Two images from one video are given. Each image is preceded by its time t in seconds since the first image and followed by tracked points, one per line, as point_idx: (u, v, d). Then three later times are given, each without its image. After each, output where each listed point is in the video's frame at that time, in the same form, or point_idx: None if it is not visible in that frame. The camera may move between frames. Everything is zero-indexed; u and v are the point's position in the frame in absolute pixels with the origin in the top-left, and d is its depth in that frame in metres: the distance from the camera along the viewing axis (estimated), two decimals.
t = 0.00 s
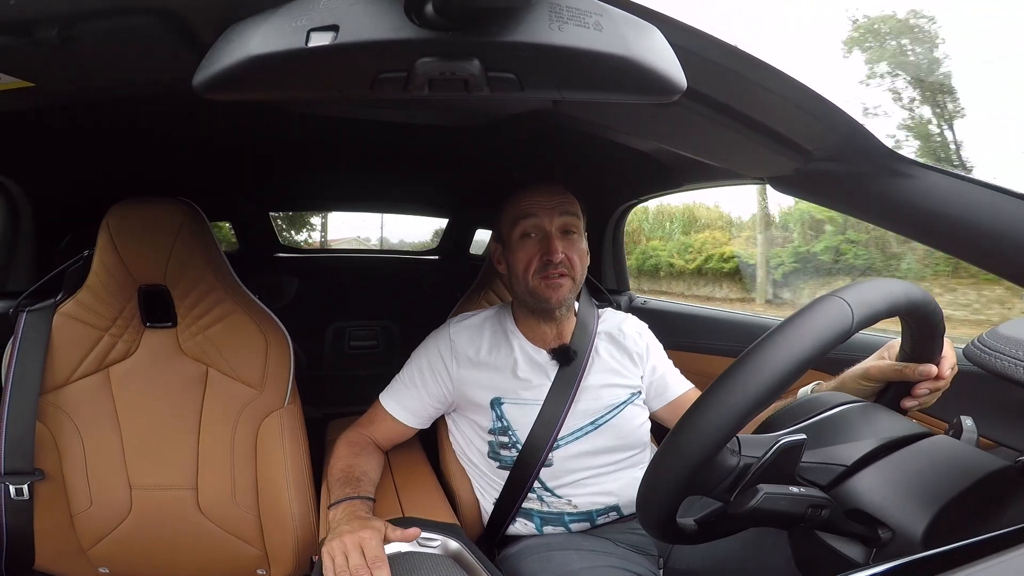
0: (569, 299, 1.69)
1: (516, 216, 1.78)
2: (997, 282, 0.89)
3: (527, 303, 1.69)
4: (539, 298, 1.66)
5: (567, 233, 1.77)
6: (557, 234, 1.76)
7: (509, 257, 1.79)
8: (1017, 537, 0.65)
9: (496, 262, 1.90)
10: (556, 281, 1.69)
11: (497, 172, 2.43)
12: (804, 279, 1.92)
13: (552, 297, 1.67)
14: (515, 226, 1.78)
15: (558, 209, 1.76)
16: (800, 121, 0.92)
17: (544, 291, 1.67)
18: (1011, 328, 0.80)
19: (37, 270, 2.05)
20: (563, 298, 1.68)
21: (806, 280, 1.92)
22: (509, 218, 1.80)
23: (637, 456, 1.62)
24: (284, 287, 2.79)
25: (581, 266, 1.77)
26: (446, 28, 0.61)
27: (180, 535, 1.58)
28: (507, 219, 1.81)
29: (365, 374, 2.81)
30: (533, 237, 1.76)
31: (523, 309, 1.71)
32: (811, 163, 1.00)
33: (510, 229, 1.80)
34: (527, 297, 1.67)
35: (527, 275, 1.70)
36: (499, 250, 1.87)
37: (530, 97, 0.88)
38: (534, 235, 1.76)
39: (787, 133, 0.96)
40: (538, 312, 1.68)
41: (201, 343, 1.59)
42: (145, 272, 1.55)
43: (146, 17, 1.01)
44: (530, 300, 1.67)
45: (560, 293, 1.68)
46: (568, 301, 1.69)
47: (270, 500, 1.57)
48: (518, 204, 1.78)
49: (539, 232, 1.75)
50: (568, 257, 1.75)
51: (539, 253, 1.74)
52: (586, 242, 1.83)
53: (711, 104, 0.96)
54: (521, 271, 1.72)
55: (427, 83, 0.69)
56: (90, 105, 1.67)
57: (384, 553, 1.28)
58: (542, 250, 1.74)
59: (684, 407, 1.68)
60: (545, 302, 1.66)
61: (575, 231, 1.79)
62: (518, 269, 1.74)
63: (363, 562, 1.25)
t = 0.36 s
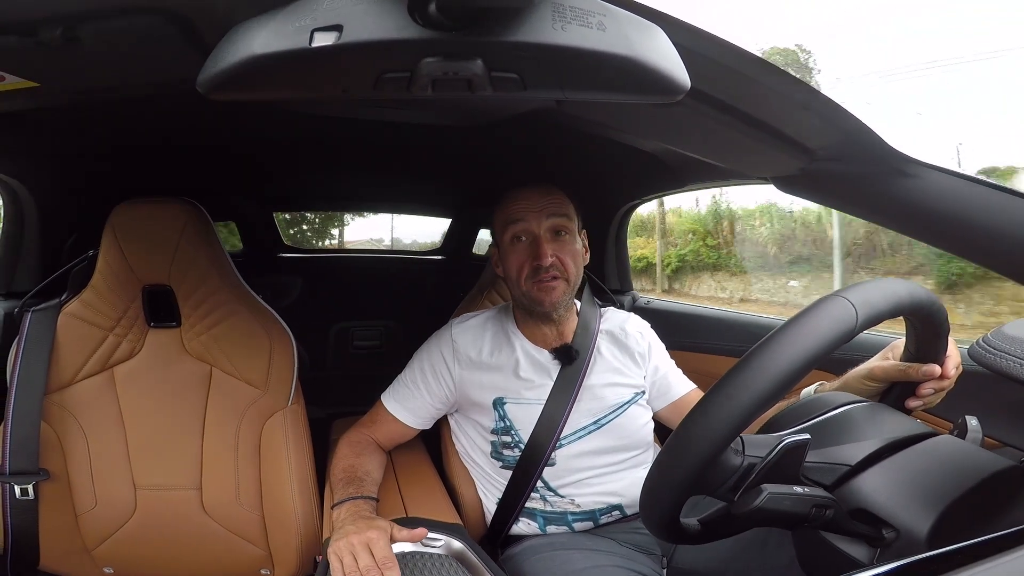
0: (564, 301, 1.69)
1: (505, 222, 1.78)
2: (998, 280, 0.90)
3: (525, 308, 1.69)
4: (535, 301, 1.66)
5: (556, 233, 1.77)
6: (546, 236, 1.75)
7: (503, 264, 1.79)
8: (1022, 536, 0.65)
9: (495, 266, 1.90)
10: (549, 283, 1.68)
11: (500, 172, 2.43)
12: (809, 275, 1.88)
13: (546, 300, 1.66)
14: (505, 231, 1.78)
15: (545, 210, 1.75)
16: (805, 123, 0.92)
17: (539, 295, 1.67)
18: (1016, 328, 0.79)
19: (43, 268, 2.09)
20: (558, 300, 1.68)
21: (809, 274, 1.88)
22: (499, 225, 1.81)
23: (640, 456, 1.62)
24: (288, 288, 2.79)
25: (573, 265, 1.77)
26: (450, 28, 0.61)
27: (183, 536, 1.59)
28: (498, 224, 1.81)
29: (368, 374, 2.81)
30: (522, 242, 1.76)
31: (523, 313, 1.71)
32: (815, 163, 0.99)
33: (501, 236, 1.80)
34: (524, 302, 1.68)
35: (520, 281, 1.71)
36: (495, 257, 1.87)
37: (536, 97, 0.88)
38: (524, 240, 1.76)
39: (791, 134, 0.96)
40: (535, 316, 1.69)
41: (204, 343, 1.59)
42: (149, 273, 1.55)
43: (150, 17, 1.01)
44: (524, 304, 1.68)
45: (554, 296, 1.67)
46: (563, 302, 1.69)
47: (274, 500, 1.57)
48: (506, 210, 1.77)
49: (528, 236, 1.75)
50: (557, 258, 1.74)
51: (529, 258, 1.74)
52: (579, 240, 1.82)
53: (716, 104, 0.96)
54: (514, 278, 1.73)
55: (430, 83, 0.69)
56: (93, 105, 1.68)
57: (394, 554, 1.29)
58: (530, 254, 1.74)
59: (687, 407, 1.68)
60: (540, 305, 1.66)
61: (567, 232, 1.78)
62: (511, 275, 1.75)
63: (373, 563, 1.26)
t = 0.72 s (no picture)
0: (564, 284, 1.68)
1: (506, 211, 1.80)
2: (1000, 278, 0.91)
3: (525, 298, 1.69)
4: (531, 286, 1.66)
5: (554, 222, 1.78)
6: (544, 224, 1.76)
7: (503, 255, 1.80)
8: None
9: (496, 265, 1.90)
10: (547, 268, 1.68)
11: (501, 171, 2.43)
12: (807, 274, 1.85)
13: (543, 284, 1.65)
14: (505, 219, 1.80)
15: (541, 201, 1.78)
16: (808, 122, 0.92)
17: (536, 279, 1.67)
18: (1019, 326, 0.79)
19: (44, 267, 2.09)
20: (556, 283, 1.67)
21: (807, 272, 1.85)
22: (500, 216, 1.83)
23: (641, 455, 1.62)
24: (290, 286, 2.77)
25: (573, 253, 1.76)
26: (451, 27, 0.61)
27: (186, 535, 1.59)
28: (498, 221, 1.84)
29: (369, 373, 2.81)
30: (521, 231, 1.77)
31: (524, 306, 1.70)
32: (816, 161, 0.99)
33: (501, 229, 1.82)
34: (523, 291, 1.68)
35: (518, 267, 1.71)
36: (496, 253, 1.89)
37: (539, 96, 0.88)
38: (522, 228, 1.78)
39: (793, 133, 0.95)
40: (535, 305, 1.68)
41: (206, 341, 1.59)
42: (151, 271, 1.55)
43: (152, 16, 1.01)
44: (523, 293, 1.68)
45: (553, 279, 1.66)
46: (561, 288, 1.67)
47: (276, 498, 1.57)
48: (505, 205, 1.81)
49: (526, 224, 1.77)
50: (555, 244, 1.74)
51: (527, 243, 1.74)
52: (579, 233, 1.82)
53: (719, 103, 0.96)
54: (513, 265, 1.74)
55: (432, 82, 0.69)
56: (95, 104, 1.68)
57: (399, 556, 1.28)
58: (529, 240, 1.75)
59: (687, 408, 1.68)
60: (538, 289, 1.65)
61: (564, 221, 1.79)
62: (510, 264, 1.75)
63: (378, 563, 1.25)
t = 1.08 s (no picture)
0: (578, 294, 1.70)
1: (522, 212, 1.77)
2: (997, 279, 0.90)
3: (532, 300, 1.68)
4: (547, 294, 1.66)
5: (573, 228, 1.78)
6: (565, 229, 1.76)
7: (515, 254, 1.79)
8: None
9: (500, 262, 1.90)
10: (564, 277, 1.69)
11: (501, 171, 2.43)
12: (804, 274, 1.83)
13: (561, 292, 1.67)
14: (521, 221, 1.77)
15: (564, 205, 1.76)
16: (807, 120, 0.92)
17: (553, 287, 1.68)
18: (1017, 326, 0.80)
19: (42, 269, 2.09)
20: (571, 293, 1.68)
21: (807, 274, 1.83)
22: (515, 215, 1.80)
23: (640, 456, 1.63)
24: (290, 286, 2.77)
25: (588, 261, 1.78)
26: (451, 27, 0.61)
27: (185, 535, 1.59)
28: (513, 217, 1.81)
29: (368, 374, 2.81)
30: (539, 232, 1.75)
31: (528, 306, 1.70)
32: (817, 160, 0.99)
33: (515, 226, 1.79)
34: (533, 294, 1.67)
35: (534, 272, 1.71)
36: (503, 249, 1.88)
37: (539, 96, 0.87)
38: (541, 230, 1.76)
39: (792, 132, 0.95)
40: (543, 309, 1.68)
41: (205, 341, 1.59)
42: (151, 271, 1.55)
43: (152, 16, 1.01)
44: (534, 296, 1.68)
45: (568, 289, 1.68)
46: (575, 296, 1.70)
47: (275, 500, 1.56)
48: (523, 202, 1.77)
49: (546, 227, 1.75)
50: (574, 252, 1.74)
51: (546, 248, 1.74)
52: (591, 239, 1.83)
53: (718, 101, 0.96)
54: (528, 268, 1.73)
55: (432, 82, 0.69)
56: (94, 104, 1.68)
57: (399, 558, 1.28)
58: (549, 245, 1.74)
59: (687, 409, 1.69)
60: (553, 297, 1.66)
61: (581, 227, 1.80)
62: (525, 265, 1.74)
63: (378, 565, 1.25)
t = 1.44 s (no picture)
0: (580, 293, 1.69)
1: (535, 208, 1.76)
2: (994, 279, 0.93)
3: (536, 295, 1.70)
4: (550, 289, 1.67)
5: (582, 228, 1.76)
6: (574, 229, 1.74)
7: (523, 247, 1.78)
8: None
9: (507, 257, 1.90)
10: (568, 274, 1.68)
11: (500, 172, 2.42)
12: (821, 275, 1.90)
13: (563, 288, 1.67)
14: (533, 216, 1.76)
15: (575, 204, 1.75)
16: (807, 122, 0.92)
17: (556, 282, 1.68)
18: (1017, 327, 0.80)
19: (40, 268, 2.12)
20: (574, 292, 1.68)
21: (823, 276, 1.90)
22: (528, 210, 1.79)
23: (640, 457, 1.63)
24: (290, 286, 2.78)
25: (594, 262, 1.76)
26: (450, 27, 0.61)
27: (186, 536, 1.59)
28: (525, 210, 1.80)
29: (367, 374, 2.80)
30: (550, 229, 1.74)
31: (534, 301, 1.71)
32: (817, 162, 0.98)
33: (527, 221, 1.78)
34: (538, 290, 1.68)
35: (539, 267, 1.71)
36: (511, 244, 1.87)
37: (540, 97, 0.87)
38: (551, 227, 1.74)
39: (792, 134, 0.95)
40: (548, 305, 1.69)
41: (206, 342, 1.59)
42: (151, 272, 1.55)
43: (152, 16, 1.01)
44: (539, 291, 1.68)
45: (571, 287, 1.67)
46: (577, 294, 1.69)
47: (276, 501, 1.57)
48: (535, 198, 1.76)
49: (556, 224, 1.74)
50: (582, 252, 1.73)
51: (554, 245, 1.72)
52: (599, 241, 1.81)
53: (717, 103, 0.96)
54: (534, 262, 1.73)
55: (431, 82, 0.69)
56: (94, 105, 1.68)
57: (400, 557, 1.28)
58: (557, 241, 1.73)
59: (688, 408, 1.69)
60: (557, 294, 1.66)
61: (590, 228, 1.78)
62: (532, 259, 1.74)
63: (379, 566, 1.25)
